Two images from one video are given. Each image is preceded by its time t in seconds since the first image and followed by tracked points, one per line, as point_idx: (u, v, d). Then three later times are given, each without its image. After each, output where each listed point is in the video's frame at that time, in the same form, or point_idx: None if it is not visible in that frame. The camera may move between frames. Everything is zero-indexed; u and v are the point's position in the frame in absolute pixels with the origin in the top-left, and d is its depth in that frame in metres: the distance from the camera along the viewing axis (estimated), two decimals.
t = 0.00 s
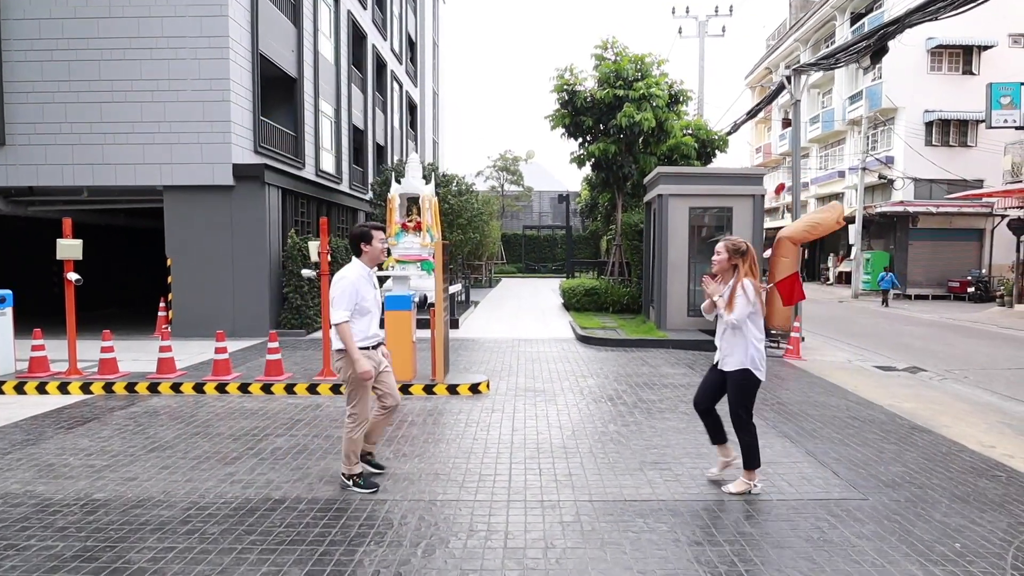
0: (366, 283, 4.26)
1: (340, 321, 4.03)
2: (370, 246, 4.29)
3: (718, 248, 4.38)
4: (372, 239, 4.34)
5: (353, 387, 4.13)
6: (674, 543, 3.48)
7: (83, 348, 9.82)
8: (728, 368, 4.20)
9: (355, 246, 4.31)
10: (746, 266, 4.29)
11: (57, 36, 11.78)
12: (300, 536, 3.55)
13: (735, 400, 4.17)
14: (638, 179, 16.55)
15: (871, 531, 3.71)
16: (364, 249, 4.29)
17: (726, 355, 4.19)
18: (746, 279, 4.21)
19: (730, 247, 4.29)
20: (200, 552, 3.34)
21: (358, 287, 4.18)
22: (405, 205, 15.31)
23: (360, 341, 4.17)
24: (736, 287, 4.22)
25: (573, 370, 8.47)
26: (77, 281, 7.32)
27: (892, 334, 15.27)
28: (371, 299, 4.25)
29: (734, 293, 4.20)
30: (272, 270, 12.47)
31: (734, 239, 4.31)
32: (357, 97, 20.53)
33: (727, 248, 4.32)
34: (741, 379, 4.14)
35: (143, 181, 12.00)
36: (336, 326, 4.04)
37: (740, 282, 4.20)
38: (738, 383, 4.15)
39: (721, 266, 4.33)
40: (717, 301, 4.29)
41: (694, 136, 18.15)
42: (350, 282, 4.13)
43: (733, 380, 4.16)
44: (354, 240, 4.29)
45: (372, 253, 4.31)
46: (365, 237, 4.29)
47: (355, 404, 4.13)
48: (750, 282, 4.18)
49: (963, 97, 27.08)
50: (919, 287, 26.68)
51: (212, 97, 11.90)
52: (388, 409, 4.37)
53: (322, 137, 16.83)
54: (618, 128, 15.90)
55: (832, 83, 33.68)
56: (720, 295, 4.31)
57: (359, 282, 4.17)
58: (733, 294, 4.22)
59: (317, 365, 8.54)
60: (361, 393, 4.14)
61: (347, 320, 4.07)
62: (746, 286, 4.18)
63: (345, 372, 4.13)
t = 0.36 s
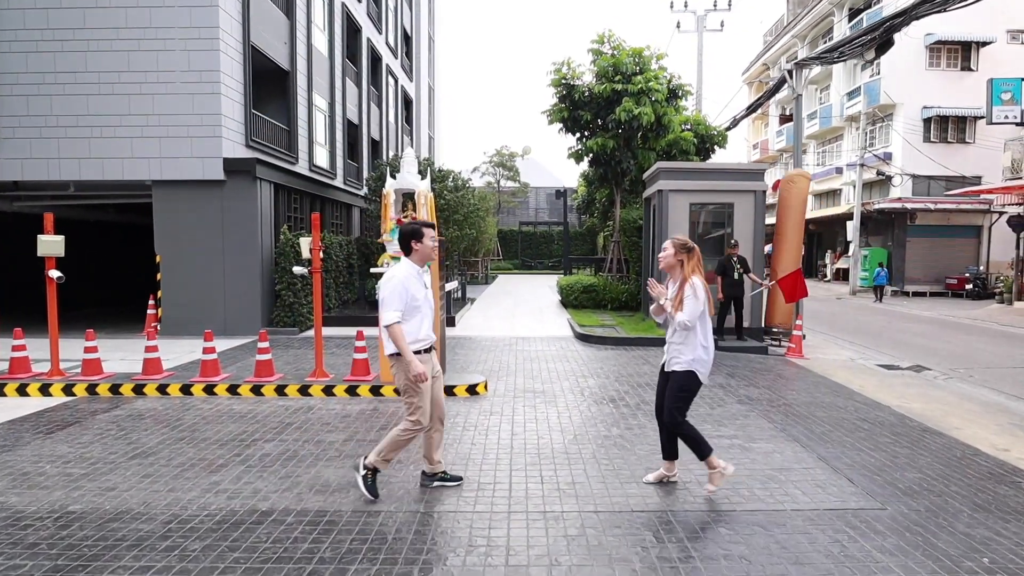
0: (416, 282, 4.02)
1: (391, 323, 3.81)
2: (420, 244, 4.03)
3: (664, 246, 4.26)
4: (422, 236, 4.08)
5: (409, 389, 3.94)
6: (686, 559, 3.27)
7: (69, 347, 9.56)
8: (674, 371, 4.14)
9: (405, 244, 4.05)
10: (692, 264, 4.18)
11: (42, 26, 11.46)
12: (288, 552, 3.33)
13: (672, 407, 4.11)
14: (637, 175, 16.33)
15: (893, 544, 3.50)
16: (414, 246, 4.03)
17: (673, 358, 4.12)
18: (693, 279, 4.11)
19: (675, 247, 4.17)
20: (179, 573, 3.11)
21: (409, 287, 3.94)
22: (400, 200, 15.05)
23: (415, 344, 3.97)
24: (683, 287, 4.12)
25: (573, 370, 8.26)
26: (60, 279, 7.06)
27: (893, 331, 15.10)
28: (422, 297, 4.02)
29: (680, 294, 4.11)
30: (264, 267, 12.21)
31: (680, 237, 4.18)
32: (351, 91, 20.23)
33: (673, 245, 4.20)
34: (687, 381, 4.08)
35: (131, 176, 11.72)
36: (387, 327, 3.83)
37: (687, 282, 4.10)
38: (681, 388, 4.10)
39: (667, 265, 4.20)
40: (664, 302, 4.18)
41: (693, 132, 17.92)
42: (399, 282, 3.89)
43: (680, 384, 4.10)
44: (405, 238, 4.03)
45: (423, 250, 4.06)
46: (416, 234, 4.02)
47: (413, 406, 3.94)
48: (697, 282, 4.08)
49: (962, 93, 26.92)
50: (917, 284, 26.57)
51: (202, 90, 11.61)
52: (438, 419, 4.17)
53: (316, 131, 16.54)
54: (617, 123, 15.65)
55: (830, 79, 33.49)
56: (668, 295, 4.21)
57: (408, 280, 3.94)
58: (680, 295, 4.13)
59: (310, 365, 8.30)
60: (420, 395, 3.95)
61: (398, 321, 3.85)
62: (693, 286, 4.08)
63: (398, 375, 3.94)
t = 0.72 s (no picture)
0: (457, 283, 3.83)
1: (419, 326, 3.66)
2: (465, 244, 3.84)
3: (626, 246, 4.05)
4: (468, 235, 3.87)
5: (456, 396, 3.77)
6: None
7: (54, 347, 9.28)
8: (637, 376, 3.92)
9: (449, 241, 3.86)
10: (656, 265, 3.99)
11: (25, 17, 11.15)
12: (275, 573, 3.09)
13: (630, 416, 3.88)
14: (635, 172, 16.10)
15: (920, 561, 3.28)
16: (459, 246, 3.84)
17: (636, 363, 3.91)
18: (657, 281, 3.91)
19: (637, 248, 3.97)
20: None
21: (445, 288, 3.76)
22: (395, 196, 14.78)
23: (455, 348, 3.77)
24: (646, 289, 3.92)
25: (573, 371, 8.03)
26: (40, 277, 6.79)
27: (893, 330, 14.93)
28: (462, 300, 3.84)
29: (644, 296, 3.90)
30: (255, 265, 11.94)
31: (642, 237, 3.98)
32: (346, 86, 19.92)
33: (636, 245, 3.99)
34: (648, 386, 3.87)
35: (119, 171, 11.42)
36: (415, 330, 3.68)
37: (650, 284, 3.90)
38: (642, 394, 3.88)
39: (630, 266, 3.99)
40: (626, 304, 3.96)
41: (692, 128, 17.68)
42: (435, 283, 3.72)
43: (642, 391, 3.88)
44: (448, 236, 3.86)
45: (466, 250, 3.86)
46: (460, 232, 3.83)
47: (464, 412, 3.78)
48: (661, 284, 3.88)
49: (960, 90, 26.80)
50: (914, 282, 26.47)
51: (191, 82, 11.33)
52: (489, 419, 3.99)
53: (309, 127, 16.24)
54: (616, 119, 15.39)
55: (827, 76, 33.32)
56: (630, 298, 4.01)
57: (447, 282, 3.77)
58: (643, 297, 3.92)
59: (302, 366, 8.06)
60: (468, 401, 3.77)
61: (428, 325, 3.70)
62: (656, 288, 3.87)
63: (441, 380, 3.79)
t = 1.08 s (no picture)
0: (476, 281, 3.63)
1: (450, 328, 3.43)
2: (484, 238, 3.63)
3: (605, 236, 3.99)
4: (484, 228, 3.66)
5: (470, 400, 3.57)
6: None
7: (36, 348, 8.99)
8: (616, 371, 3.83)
9: (466, 236, 3.63)
10: (636, 258, 3.98)
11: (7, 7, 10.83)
12: None
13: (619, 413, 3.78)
14: (633, 168, 15.84)
15: None
16: (477, 241, 3.63)
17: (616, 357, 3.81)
18: (640, 272, 3.88)
19: (619, 239, 3.93)
20: None
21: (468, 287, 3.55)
22: (389, 193, 14.50)
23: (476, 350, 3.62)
24: (629, 281, 3.89)
25: (572, 372, 7.78)
26: (17, 275, 6.50)
27: (894, 328, 14.73)
28: (482, 298, 3.65)
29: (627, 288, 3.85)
30: (245, 263, 11.65)
31: (623, 228, 3.96)
32: (339, 81, 19.59)
33: (617, 236, 3.96)
34: (631, 382, 3.79)
35: (105, 166, 11.11)
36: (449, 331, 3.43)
37: (634, 274, 3.86)
38: (625, 389, 3.80)
39: (611, 256, 3.95)
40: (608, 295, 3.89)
41: (690, 124, 17.43)
42: (458, 282, 3.50)
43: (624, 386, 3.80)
44: (466, 230, 3.62)
45: (486, 245, 3.65)
46: (478, 226, 3.61)
47: (472, 420, 3.58)
48: (645, 277, 3.86)
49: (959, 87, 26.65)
50: (912, 280, 26.31)
51: (179, 75, 11.02)
52: (498, 430, 3.81)
53: (302, 122, 15.93)
54: (614, 114, 15.12)
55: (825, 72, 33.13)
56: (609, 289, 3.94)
57: (468, 280, 3.56)
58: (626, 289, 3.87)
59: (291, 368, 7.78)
60: (481, 408, 3.57)
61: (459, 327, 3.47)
62: (640, 279, 3.84)
63: (456, 382, 3.60)
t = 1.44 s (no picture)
0: (489, 279, 3.39)
1: (458, 330, 3.23)
2: (498, 234, 3.39)
3: (595, 230, 3.81)
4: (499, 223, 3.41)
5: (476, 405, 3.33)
6: None
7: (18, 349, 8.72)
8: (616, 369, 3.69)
9: (480, 231, 3.39)
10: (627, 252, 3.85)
11: None
12: None
13: (620, 410, 3.70)
14: (632, 165, 15.59)
15: None
16: (491, 236, 3.39)
17: (616, 355, 3.68)
18: (635, 266, 3.76)
19: (612, 233, 3.78)
20: None
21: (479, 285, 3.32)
22: (384, 189, 14.23)
23: (487, 354, 3.37)
24: (624, 276, 3.74)
25: (572, 373, 7.54)
26: None
27: (896, 327, 14.54)
28: (495, 297, 3.42)
29: (624, 283, 3.71)
30: (236, 261, 11.38)
31: (615, 222, 3.81)
32: (333, 76, 19.27)
33: (608, 230, 3.80)
34: (632, 378, 3.68)
35: (91, 161, 10.82)
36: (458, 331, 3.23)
37: (629, 270, 3.74)
38: (626, 387, 3.69)
39: (603, 251, 3.78)
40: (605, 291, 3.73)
41: (689, 120, 17.18)
42: (468, 280, 3.27)
43: (625, 384, 3.69)
44: (479, 226, 3.38)
45: (500, 241, 3.41)
46: (489, 220, 3.37)
47: (474, 427, 3.35)
48: (640, 271, 3.74)
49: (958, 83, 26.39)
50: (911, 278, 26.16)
51: (167, 68, 10.73)
52: (497, 442, 3.56)
53: (295, 117, 15.63)
54: (612, 110, 14.88)
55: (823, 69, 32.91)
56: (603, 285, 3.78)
57: (480, 277, 3.32)
58: (622, 284, 3.73)
59: (282, 370, 7.53)
60: (485, 416, 3.35)
61: (467, 327, 3.26)
62: (636, 275, 3.72)
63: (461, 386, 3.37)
